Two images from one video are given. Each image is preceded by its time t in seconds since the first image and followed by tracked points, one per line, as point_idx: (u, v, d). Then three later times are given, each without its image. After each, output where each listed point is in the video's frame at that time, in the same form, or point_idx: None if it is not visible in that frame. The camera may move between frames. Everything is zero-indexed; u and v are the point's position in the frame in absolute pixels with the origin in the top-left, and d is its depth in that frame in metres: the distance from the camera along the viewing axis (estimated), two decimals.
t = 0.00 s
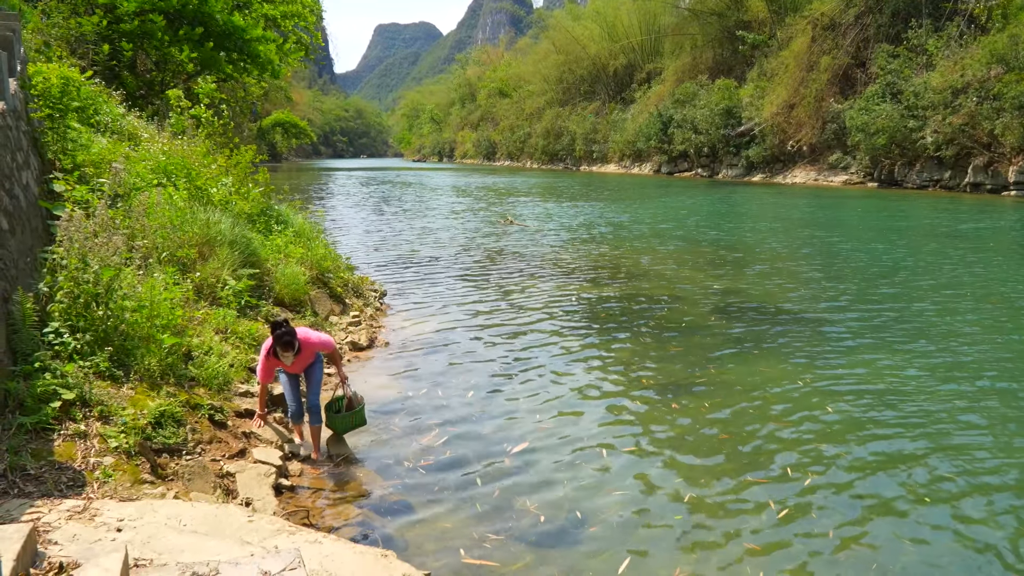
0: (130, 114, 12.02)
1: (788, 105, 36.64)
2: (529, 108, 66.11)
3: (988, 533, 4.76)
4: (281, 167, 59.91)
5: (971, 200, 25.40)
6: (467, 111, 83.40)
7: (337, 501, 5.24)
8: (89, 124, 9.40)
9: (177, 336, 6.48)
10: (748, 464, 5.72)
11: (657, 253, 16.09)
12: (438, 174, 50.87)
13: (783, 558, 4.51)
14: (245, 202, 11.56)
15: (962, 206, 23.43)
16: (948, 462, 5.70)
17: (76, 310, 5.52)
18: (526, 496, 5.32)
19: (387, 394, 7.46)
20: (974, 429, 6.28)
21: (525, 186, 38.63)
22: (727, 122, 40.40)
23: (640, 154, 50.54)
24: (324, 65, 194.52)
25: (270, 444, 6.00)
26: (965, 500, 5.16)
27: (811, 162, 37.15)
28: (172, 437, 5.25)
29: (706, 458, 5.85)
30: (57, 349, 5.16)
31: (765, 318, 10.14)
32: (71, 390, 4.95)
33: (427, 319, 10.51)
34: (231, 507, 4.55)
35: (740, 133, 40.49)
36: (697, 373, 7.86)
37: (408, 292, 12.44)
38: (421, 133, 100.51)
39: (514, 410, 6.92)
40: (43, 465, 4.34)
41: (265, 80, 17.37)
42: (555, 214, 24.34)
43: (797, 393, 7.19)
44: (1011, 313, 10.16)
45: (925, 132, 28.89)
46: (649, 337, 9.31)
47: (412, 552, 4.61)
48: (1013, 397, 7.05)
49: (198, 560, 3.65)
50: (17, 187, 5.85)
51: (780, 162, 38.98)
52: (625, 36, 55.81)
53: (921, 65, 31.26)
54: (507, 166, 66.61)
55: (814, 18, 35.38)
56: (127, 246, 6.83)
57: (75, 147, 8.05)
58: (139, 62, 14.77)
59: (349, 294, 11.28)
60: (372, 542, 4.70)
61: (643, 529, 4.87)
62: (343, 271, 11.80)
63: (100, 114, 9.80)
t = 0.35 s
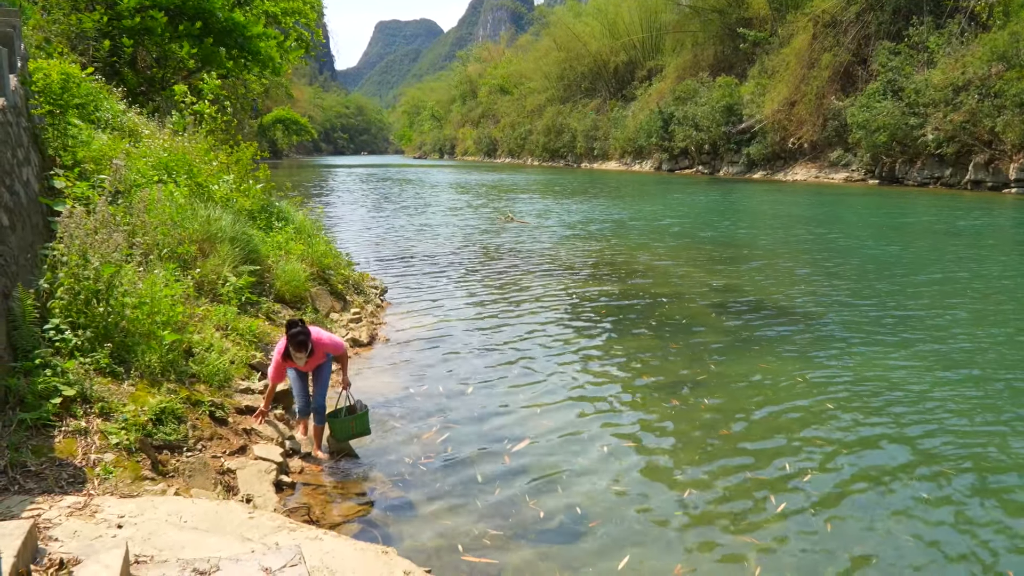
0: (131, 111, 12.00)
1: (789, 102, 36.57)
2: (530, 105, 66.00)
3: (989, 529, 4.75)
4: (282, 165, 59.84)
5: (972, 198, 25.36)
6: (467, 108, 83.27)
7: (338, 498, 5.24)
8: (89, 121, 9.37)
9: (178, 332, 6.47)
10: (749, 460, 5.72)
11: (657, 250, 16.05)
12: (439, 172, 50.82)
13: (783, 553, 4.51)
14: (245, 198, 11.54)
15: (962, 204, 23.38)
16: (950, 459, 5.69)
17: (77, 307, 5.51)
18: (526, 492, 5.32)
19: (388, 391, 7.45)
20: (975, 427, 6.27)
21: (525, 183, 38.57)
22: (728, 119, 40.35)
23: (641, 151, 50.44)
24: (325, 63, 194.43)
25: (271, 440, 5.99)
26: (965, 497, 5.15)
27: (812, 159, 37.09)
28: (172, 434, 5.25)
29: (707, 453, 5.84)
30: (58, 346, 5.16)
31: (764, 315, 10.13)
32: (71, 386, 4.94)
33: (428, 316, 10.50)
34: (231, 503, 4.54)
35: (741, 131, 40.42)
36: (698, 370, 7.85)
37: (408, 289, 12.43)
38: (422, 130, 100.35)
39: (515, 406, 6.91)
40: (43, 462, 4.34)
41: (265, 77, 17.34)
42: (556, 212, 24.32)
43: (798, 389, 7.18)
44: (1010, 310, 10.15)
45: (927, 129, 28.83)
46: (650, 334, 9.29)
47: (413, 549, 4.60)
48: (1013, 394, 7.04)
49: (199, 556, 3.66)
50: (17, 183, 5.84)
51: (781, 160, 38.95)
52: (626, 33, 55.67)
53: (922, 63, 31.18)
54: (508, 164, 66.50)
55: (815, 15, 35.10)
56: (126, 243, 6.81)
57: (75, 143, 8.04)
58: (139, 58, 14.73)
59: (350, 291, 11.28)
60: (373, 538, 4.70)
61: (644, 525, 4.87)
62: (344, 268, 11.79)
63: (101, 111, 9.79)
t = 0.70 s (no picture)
0: (131, 108, 11.98)
1: (790, 99, 36.54)
2: (530, 102, 65.91)
3: (988, 525, 4.75)
4: (282, 162, 59.82)
5: (972, 195, 25.35)
6: (467, 105, 83.19)
7: (337, 494, 5.24)
8: (89, 118, 9.36)
9: (178, 330, 6.46)
10: (750, 456, 5.73)
11: (657, 247, 16.04)
12: (439, 169, 50.76)
13: (783, 549, 4.52)
14: (245, 196, 11.55)
15: (962, 201, 23.36)
16: (949, 455, 5.70)
17: (77, 304, 5.50)
18: (528, 488, 5.32)
19: (389, 388, 7.45)
20: (975, 424, 6.27)
21: (525, 181, 38.54)
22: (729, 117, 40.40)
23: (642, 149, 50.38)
24: (324, 60, 194.32)
25: (271, 438, 5.99)
26: (965, 493, 5.15)
27: (812, 156, 37.07)
28: (172, 431, 5.25)
29: (709, 450, 5.85)
30: (58, 343, 5.16)
31: (764, 312, 10.13)
32: (71, 383, 4.94)
33: (428, 313, 10.49)
34: (231, 501, 4.54)
35: (741, 128, 40.38)
36: (698, 367, 7.84)
37: (409, 287, 12.42)
38: (422, 127, 100.27)
39: (516, 402, 6.92)
40: (43, 459, 4.34)
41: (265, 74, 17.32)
42: (555, 209, 24.31)
43: (799, 386, 7.20)
44: (1009, 308, 10.16)
45: (927, 126, 28.79)
46: (650, 331, 9.28)
47: (412, 546, 4.60)
48: (1013, 391, 7.04)
49: (199, 553, 3.65)
50: (17, 180, 5.83)
51: (781, 157, 38.94)
52: (626, 30, 55.57)
53: (922, 60, 31.12)
54: (508, 161, 66.45)
55: (816, 12, 34.97)
56: (126, 240, 6.80)
57: (75, 140, 8.03)
58: (139, 56, 14.71)
59: (350, 288, 11.27)
60: (373, 535, 4.70)
61: (645, 520, 4.88)
62: (344, 265, 11.78)
63: (101, 108, 9.78)
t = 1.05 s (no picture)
0: (130, 106, 11.96)
1: (789, 96, 36.51)
2: (530, 100, 65.80)
3: (987, 522, 4.76)
4: (281, 160, 59.77)
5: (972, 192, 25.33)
6: (467, 103, 83.06)
7: (337, 492, 5.25)
8: (88, 117, 9.34)
9: (177, 328, 6.46)
10: (749, 453, 5.74)
11: (656, 245, 16.02)
12: (439, 167, 50.70)
13: (782, 546, 4.53)
14: (245, 193, 11.53)
15: (962, 198, 23.33)
16: (948, 453, 5.71)
17: (76, 302, 5.49)
18: (527, 486, 5.33)
19: (389, 385, 7.46)
20: (973, 421, 6.27)
21: (524, 178, 38.44)
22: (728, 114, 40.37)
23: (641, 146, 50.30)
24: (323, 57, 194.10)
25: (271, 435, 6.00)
26: (964, 491, 5.15)
27: (812, 154, 37.05)
28: (172, 429, 5.25)
29: (709, 448, 5.86)
30: (58, 341, 5.16)
31: (764, 309, 10.13)
32: (71, 381, 4.94)
33: (427, 311, 10.49)
34: (231, 498, 4.55)
35: (741, 125, 40.32)
36: (697, 364, 7.84)
37: (408, 284, 12.41)
38: (422, 125, 100.14)
39: (515, 400, 6.93)
40: (43, 457, 4.34)
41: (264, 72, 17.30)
42: (554, 206, 24.30)
43: (799, 383, 7.20)
44: (1009, 304, 10.16)
45: (927, 124, 28.75)
46: (650, 328, 9.28)
47: (412, 544, 4.61)
48: (1011, 388, 7.05)
49: (199, 551, 3.66)
50: (17, 178, 5.83)
51: (780, 154, 38.92)
52: (625, 27, 55.46)
53: (922, 57, 31.06)
54: (508, 158, 66.37)
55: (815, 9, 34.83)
56: (126, 238, 6.80)
57: (74, 138, 8.02)
58: (138, 54, 14.68)
59: (349, 285, 11.26)
60: (372, 533, 4.71)
61: (645, 518, 4.88)
62: (343, 263, 11.77)
63: (100, 106, 9.75)
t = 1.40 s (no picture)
0: (131, 104, 11.96)
1: (790, 94, 36.47)
2: (530, 98, 65.71)
3: (988, 520, 4.75)
4: (282, 158, 59.77)
5: (974, 191, 25.27)
6: (468, 101, 83.00)
7: (336, 490, 5.24)
8: (89, 114, 9.33)
9: (178, 325, 6.45)
10: (750, 451, 5.73)
11: (657, 242, 16.00)
12: (440, 165, 50.63)
13: (784, 544, 4.52)
14: (246, 191, 11.52)
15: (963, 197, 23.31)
16: (949, 451, 5.70)
17: (77, 300, 5.49)
18: (528, 484, 5.32)
19: (389, 383, 7.46)
20: (975, 420, 6.25)
21: (525, 177, 38.38)
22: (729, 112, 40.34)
23: (642, 144, 50.21)
24: (324, 55, 194.08)
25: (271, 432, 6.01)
26: (965, 488, 5.14)
27: (813, 152, 37.00)
28: (173, 426, 5.25)
29: (709, 445, 5.85)
30: (58, 339, 5.17)
31: (765, 307, 10.12)
32: (72, 379, 4.94)
33: (428, 309, 10.48)
34: (232, 496, 4.55)
35: (742, 123, 40.27)
36: (698, 362, 7.82)
37: (408, 282, 12.40)
38: (423, 123, 100.03)
39: (516, 397, 6.93)
40: (44, 454, 4.34)
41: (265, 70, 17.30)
42: (554, 204, 24.28)
43: (800, 381, 7.19)
44: (1010, 303, 10.15)
45: (928, 122, 28.71)
46: (650, 326, 9.27)
47: (413, 542, 4.60)
48: (1013, 386, 7.03)
49: (200, 548, 3.65)
50: (18, 176, 5.84)
51: (782, 152, 38.92)
52: (626, 25, 55.37)
53: (923, 55, 30.96)
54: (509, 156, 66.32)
55: (816, 6, 34.75)
56: (127, 236, 6.79)
57: (75, 136, 8.01)
58: (139, 52, 14.67)
59: (350, 283, 11.26)
60: (373, 531, 4.71)
61: (646, 515, 4.88)
62: (344, 261, 11.76)
63: (100, 104, 9.74)
